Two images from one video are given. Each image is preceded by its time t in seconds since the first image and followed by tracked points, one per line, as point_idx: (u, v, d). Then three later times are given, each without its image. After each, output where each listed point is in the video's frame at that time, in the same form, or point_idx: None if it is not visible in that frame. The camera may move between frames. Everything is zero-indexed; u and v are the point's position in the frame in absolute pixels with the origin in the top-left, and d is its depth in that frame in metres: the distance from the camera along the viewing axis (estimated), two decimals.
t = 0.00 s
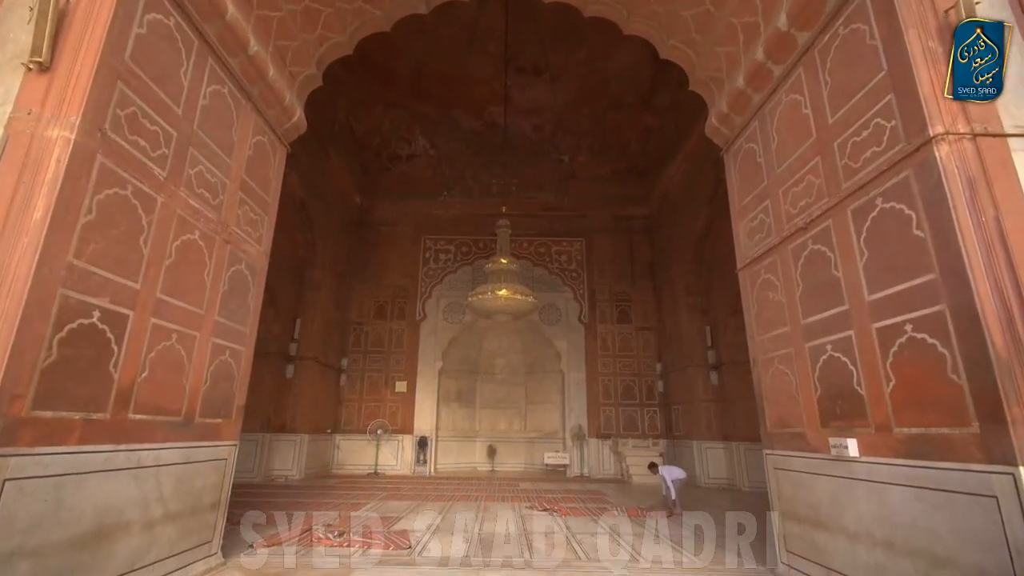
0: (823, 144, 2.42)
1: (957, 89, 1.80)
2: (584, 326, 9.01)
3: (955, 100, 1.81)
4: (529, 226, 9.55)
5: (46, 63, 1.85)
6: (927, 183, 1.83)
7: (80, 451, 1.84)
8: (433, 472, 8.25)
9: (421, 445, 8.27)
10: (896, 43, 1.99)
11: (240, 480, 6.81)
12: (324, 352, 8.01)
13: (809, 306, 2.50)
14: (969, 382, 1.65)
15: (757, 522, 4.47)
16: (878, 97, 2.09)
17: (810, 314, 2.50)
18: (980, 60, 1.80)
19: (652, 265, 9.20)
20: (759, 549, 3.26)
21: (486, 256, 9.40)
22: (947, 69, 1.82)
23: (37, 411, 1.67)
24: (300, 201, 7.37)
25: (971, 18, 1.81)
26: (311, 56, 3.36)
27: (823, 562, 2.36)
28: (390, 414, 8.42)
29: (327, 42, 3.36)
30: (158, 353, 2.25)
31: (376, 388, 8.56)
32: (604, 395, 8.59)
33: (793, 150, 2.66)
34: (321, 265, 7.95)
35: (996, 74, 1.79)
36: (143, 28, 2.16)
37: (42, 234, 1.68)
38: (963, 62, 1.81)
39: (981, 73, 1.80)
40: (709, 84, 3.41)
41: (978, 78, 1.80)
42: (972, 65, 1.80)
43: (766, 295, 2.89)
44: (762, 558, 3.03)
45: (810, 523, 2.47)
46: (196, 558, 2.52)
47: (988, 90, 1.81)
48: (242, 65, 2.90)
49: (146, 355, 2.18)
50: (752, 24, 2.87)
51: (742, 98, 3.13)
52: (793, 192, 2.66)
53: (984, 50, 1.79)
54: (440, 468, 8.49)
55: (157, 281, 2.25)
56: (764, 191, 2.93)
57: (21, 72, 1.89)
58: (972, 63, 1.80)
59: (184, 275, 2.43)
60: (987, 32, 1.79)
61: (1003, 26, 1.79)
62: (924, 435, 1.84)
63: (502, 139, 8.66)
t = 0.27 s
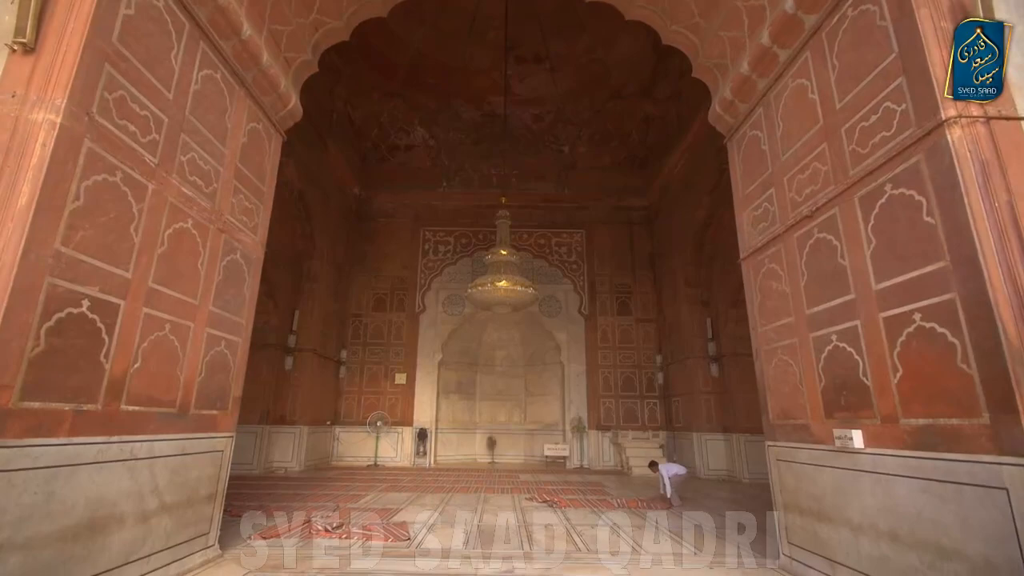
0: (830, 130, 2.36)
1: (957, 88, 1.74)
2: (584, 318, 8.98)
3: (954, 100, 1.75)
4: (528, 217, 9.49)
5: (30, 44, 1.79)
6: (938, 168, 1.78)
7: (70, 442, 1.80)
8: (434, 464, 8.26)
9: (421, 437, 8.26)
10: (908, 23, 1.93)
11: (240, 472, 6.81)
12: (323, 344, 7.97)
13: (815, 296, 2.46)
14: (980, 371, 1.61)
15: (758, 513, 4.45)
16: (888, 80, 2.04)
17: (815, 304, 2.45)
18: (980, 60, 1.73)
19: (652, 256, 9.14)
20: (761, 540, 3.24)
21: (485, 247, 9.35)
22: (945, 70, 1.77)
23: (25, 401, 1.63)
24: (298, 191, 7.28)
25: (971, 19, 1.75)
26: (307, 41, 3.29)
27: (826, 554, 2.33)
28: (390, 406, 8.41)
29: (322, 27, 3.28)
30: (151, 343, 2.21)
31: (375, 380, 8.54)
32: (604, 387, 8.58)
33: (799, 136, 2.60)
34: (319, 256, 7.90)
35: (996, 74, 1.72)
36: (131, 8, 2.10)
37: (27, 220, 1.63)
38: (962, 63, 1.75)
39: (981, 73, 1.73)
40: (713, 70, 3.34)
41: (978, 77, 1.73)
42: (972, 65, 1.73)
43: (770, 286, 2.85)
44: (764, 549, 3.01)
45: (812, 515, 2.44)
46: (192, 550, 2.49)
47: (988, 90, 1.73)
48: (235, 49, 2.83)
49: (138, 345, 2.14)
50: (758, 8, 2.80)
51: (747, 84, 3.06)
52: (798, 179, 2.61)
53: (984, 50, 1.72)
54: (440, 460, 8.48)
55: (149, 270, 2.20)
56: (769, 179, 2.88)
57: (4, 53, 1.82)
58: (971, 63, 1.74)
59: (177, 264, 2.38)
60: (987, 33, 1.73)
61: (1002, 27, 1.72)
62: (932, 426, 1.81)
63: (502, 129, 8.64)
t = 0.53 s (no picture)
0: (838, 115, 2.30)
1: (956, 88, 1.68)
2: (584, 311, 8.93)
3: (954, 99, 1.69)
4: (528, 209, 9.42)
5: (13, 26, 1.71)
6: (951, 152, 1.72)
7: (58, 434, 1.76)
8: (433, 456, 8.25)
9: (420, 429, 8.24)
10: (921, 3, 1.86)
11: (239, 464, 6.80)
12: (322, 336, 7.93)
13: (820, 286, 2.41)
14: (992, 362, 1.57)
15: (758, 506, 4.43)
16: (899, 63, 1.97)
17: (820, 294, 2.40)
18: (979, 60, 1.65)
19: (653, 248, 9.08)
20: (762, 532, 3.22)
21: (485, 239, 9.28)
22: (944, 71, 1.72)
23: (9, 393, 1.58)
24: (295, 182, 7.20)
25: (972, 18, 1.67)
26: (302, 27, 3.21)
27: (829, 547, 2.31)
28: (390, 398, 8.38)
29: (318, 12, 3.20)
30: (142, 334, 2.17)
31: (375, 372, 8.52)
32: (604, 379, 8.55)
33: (806, 122, 2.54)
34: (318, 248, 7.84)
35: (997, 74, 1.63)
36: None
37: (10, 207, 1.57)
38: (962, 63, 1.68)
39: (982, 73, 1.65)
40: (717, 55, 3.27)
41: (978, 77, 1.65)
42: (971, 65, 1.66)
43: (774, 276, 2.80)
44: (766, 542, 2.99)
45: (815, 508, 2.42)
46: (187, 543, 2.47)
47: (987, 92, 1.64)
48: (228, 34, 2.76)
49: (128, 336, 2.09)
50: None
51: (752, 70, 2.99)
52: (804, 167, 2.55)
53: (984, 50, 1.64)
54: (440, 452, 8.48)
55: (140, 259, 2.15)
56: (774, 167, 2.82)
57: None
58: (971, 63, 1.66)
59: (169, 253, 2.33)
60: (988, 31, 1.64)
61: (1003, 25, 1.62)
62: (941, 418, 1.76)
63: (502, 119, 8.57)
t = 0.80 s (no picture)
0: (847, 99, 2.23)
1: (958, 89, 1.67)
2: (585, 303, 8.89)
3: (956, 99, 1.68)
4: (528, 200, 9.34)
5: None
6: (966, 135, 1.66)
7: (45, 426, 1.71)
8: (433, 448, 8.24)
9: (420, 421, 8.22)
10: None
11: (238, 456, 6.78)
12: (321, 328, 7.88)
13: (827, 276, 2.35)
14: (1007, 352, 1.52)
15: (759, 498, 4.40)
16: (912, 44, 1.90)
17: (826, 284, 2.35)
18: (979, 60, 1.61)
19: (654, 240, 9.01)
20: (764, 526, 3.19)
21: (485, 231, 9.22)
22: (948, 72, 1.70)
23: None
24: (293, 173, 7.12)
25: (974, 18, 1.65)
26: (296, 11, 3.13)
27: (833, 541, 2.27)
28: (389, 391, 8.36)
29: None
30: (132, 324, 2.11)
31: (374, 364, 8.49)
32: (604, 371, 8.52)
33: (813, 107, 2.47)
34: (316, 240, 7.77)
35: (997, 74, 1.58)
36: None
37: None
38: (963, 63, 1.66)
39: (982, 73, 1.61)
40: (722, 40, 3.19)
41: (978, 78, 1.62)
42: (972, 65, 1.63)
43: (778, 266, 2.74)
44: (768, 535, 2.95)
45: (819, 501, 2.38)
46: (182, 536, 2.43)
47: (987, 91, 1.60)
48: (219, 16, 2.68)
49: (117, 326, 2.04)
50: None
51: (758, 55, 2.92)
52: (811, 153, 2.49)
53: (984, 50, 1.60)
54: (439, 445, 8.47)
55: (129, 247, 2.10)
56: (779, 154, 2.75)
57: None
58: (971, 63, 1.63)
59: (159, 241, 2.28)
60: (988, 31, 1.61)
61: (1003, 25, 1.59)
62: (952, 411, 1.71)
63: (502, 110, 8.48)
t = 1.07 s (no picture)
0: (858, 84, 2.17)
1: (957, 89, 1.68)
2: (585, 297, 8.84)
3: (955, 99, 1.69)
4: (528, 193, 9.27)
5: None
6: (983, 119, 1.60)
7: (32, 419, 1.66)
8: (433, 442, 8.23)
9: (419, 415, 8.20)
10: None
11: (236, 449, 6.75)
12: (320, 321, 7.83)
13: (834, 266, 2.30)
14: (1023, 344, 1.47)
15: (760, 492, 4.38)
16: (926, 26, 1.84)
17: (833, 274, 2.29)
18: (979, 60, 1.61)
19: (655, 233, 8.94)
20: (766, 520, 3.16)
21: (485, 224, 9.16)
22: (950, 71, 1.71)
23: None
24: (290, 165, 7.04)
25: (975, 18, 1.63)
26: None
27: (838, 536, 2.24)
28: (388, 384, 8.33)
29: None
30: (122, 315, 2.06)
31: (373, 358, 8.45)
32: (604, 365, 8.49)
33: (821, 93, 2.41)
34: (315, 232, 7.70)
35: (997, 74, 1.56)
36: None
37: None
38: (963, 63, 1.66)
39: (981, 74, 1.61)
40: (727, 26, 3.11)
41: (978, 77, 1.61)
42: (972, 65, 1.63)
43: (784, 257, 2.68)
44: (770, 530, 2.92)
45: (824, 496, 2.34)
46: (177, 531, 2.40)
47: (987, 91, 1.59)
48: None
49: (107, 316, 1.99)
50: None
51: (764, 41, 2.85)
52: (818, 141, 2.43)
53: (984, 50, 1.60)
54: (439, 438, 8.45)
55: (118, 236, 2.04)
56: (785, 143, 2.69)
57: None
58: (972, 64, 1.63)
59: (150, 230, 2.22)
60: (988, 31, 1.60)
61: (1003, 25, 1.56)
62: (963, 403, 1.67)
63: (502, 100, 8.39)
